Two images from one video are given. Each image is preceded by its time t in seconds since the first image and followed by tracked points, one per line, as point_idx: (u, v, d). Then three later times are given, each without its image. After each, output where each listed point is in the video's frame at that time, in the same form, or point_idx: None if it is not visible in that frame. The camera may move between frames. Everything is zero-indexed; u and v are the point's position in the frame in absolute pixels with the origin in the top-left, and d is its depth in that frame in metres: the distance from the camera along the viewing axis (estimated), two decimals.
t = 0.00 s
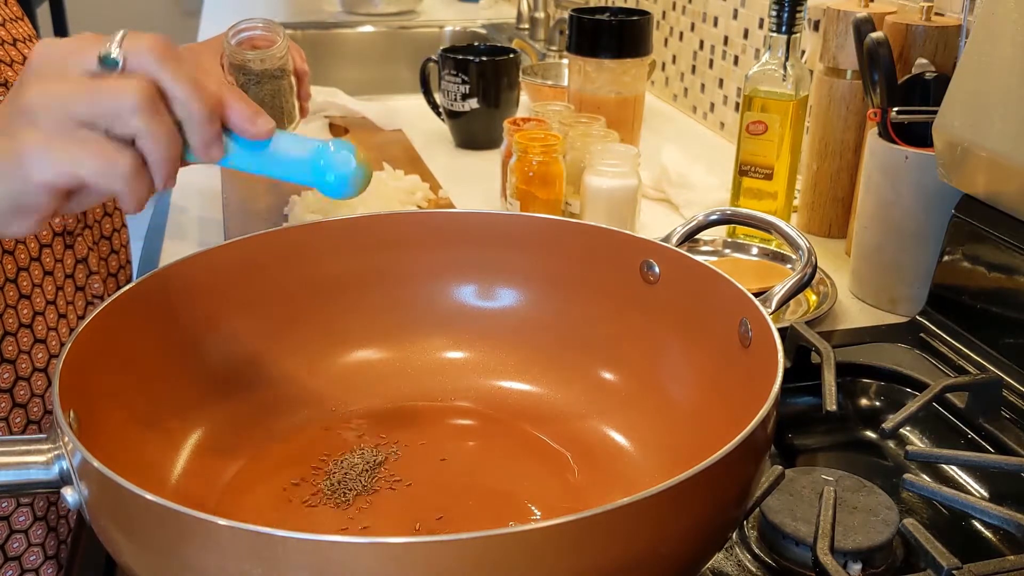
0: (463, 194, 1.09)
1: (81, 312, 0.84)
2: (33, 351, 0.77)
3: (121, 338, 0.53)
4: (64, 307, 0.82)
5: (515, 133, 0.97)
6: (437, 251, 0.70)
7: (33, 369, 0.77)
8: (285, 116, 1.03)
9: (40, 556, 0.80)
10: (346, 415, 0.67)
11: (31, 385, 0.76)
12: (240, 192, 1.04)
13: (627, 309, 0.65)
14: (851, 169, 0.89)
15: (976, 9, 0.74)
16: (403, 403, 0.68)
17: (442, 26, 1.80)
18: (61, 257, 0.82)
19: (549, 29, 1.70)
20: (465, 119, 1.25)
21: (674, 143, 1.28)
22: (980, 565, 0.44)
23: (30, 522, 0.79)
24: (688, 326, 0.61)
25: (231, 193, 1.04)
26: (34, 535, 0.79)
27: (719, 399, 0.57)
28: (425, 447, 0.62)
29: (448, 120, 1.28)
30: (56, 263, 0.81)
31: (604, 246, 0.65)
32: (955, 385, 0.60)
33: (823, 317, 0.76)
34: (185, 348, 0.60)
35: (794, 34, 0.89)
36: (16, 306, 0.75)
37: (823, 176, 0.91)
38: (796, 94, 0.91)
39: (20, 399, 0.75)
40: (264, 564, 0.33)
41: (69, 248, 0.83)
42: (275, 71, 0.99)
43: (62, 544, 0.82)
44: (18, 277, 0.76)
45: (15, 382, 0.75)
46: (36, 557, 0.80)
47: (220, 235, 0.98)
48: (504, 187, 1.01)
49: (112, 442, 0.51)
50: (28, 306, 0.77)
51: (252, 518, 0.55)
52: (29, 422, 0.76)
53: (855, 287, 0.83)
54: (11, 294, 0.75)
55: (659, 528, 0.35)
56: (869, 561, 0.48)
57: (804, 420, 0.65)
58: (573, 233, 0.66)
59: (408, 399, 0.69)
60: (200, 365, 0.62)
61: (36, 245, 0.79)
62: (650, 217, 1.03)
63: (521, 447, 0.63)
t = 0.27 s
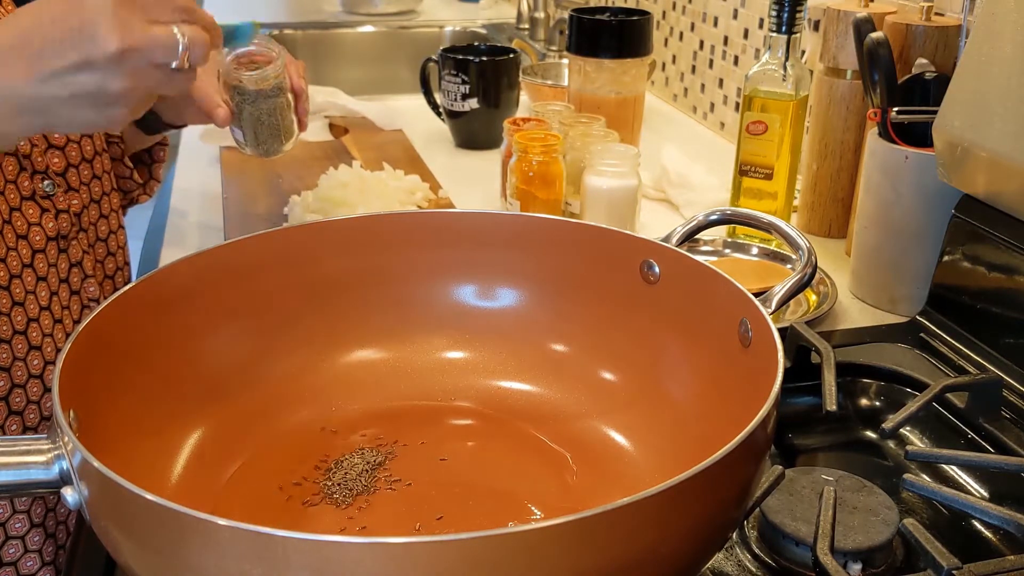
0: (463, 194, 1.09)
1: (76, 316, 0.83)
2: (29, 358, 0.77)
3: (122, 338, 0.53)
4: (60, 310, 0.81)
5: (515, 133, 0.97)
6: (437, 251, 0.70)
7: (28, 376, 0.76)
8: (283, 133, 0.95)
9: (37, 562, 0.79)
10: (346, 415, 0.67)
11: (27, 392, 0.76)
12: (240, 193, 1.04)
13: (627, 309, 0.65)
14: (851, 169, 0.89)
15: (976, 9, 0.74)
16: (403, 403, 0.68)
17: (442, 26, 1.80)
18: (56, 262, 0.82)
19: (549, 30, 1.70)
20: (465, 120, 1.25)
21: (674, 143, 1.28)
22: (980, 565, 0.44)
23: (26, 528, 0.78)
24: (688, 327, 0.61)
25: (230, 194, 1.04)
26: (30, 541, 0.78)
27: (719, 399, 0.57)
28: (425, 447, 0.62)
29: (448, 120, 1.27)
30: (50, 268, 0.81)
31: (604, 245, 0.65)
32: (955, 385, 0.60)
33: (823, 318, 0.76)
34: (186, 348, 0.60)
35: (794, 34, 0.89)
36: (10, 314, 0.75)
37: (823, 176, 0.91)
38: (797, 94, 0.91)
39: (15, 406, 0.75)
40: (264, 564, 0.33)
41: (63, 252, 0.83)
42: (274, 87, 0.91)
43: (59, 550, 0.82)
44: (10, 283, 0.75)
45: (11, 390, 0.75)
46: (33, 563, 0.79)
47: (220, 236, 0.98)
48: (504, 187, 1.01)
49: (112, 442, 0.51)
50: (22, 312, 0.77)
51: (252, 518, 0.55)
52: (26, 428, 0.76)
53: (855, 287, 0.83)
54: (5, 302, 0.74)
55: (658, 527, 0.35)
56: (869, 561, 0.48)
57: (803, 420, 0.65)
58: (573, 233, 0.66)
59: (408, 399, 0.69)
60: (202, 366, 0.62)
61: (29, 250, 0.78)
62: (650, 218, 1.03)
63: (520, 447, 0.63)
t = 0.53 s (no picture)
0: (463, 194, 1.08)
1: (73, 316, 0.83)
2: (27, 357, 0.76)
3: (122, 339, 0.53)
4: (56, 310, 0.81)
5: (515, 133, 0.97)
6: (437, 251, 0.70)
7: (26, 375, 0.76)
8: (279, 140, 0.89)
9: (31, 562, 0.76)
10: (346, 415, 0.67)
11: (25, 391, 0.76)
12: (240, 193, 1.04)
13: (628, 309, 0.65)
14: (851, 169, 0.89)
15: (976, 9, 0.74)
16: (403, 403, 0.68)
17: (442, 26, 1.80)
18: (52, 261, 0.82)
19: (549, 29, 1.69)
20: (465, 119, 1.25)
21: (674, 143, 1.28)
22: (980, 565, 0.44)
23: (21, 529, 0.75)
24: (688, 327, 0.61)
25: (230, 194, 1.04)
26: (25, 542, 0.75)
27: (719, 399, 0.57)
28: (425, 447, 0.62)
29: (448, 120, 1.27)
30: (45, 268, 0.81)
31: (604, 245, 0.65)
32: (954, 385, 0.60)
33: (823, 318, 0.76)
34: (186, 348, 0.60)
35: (794, 34, 0.89)
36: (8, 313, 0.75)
37: (823, 176, 0.91)
38: (797, 94, 0.91)
39: (14, 406, 0.75)
40: (264, 564, 0.33)
41: (58, 251, 0.83)
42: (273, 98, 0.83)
43: (54, 550, 0.78)
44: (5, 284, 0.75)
45: (9, 389, 0.75)
46: (27, 564, 0.76)
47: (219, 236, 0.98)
48: (504, 187, 1.01)
49: (112, 442, 0.52)
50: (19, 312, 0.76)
51: (252, 518, 0.55)
52: (24, 428, 0.76)
53: (855, 287, 0.83)
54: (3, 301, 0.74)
55: (659, 527, 0.35)
56: (869, 561, 0.48)
57: (803, 420, 0.65)
58: (573, 233, 0.66)
59: (408, 399, 0.69)
60: (202, 366, 0.62)
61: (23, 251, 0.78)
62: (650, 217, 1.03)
63: (521, 447, 0.63)
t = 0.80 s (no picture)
0: (463, 194, 1.09)
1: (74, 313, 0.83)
2: (35, 353, 0.76)
3: (122, 338, 0.53)
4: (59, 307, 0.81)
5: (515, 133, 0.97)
6: (437, 251, 0.70)
7: (34, 371, 0.76)
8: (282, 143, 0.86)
9: (45, 557, 0.77)
10: (346, 415, 0.67)
11: (34, 387, 0.76)
12: (240, 192, 1.05)
13: (628, 309, 0.65)
14: (851, 169, 0.89)
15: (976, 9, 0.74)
16: (403, 403, 0.68)
17: (441, 26, 1.80)
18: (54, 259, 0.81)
19: (549, 29, 1.70)
20: (465, 119, 1.25)
21: (674, 143, 1.28)
22: (980, 565, 0.44)
23: (35, 524, 0.76)
24: (688, 327, 0.61)
25: (230, 193, 1.04)
26: (39, 537, 0.76)
27: (719, 399, 0.57)
28: (426, 447, 0.62)
29: (448, 120, 1.27)
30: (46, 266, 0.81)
31: (604, 245, 0.65)
32: (955, 385, 0.60)
33: (823, 318, 0.76)
34: (186, 348, 0.60)
35: (794, 34, 0.89)
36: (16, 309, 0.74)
37: (823, 176, 0.91)
38: (797, 94, 0.91)
39: (23, 401, 0.75)
40: (264, 564, 0.33)
41: (60, 249, 0.82)
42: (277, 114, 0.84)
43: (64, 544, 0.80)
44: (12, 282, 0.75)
45: (18, 385, 0.75)
46: (42, 559, 0.77)
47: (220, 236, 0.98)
48: (504, 187, 1.01)
49: (112, 442, 0.52)
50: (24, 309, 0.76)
51: (252, 518, 0.55)
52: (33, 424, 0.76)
53: (855, 287, 0.83)
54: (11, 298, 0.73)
55: (658, 527, 0.35)
56: (869, 561, 0.48)
57: (803, 420, 0.65)
58: (574, 233, 0.66)
59: (408, 399, 0.69)
60: (202, 366, 0.62)
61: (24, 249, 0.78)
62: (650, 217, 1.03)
63: (521, 447, 0.63)
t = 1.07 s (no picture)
0: (463, 194, 1.09)
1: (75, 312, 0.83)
2: (37, 352, 0.76)
3: (122, 338, 0.53)
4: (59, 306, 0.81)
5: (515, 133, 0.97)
6: (437, 251, 0.70)
7: (36, 370, 0.76)
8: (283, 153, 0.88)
9: (46, 556, 0.77)
10: (346, 415, 0.67)
11: (35, 386, 0.76)
12: (240, 192, 1.05)
13: (629, 310, 0.65)
14: (851, 169, 0.89)
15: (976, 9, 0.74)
16: (404, 403, 0.68)
17: (441, 26, 1.80)
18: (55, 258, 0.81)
19: (549, 29, 1.70)
20: (465, 119, 1.25)
21: (674, 143, 1.28)
22: (980, 565, 0.44)
23: (36, 523, 0.76)
24: (688, 327, 0.61)
25: (231, 193, 1.04)
26: (40, 535, 0.76)
27: (719, 399, 0.57)
28: (426, 447, 0.62)
29: (448, 120, 1.27)
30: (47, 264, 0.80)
31: (605, 245, 0.65)
32: (955, 385, 0.60)
33: (823, 318, 0.76)
34: (186, 348, 0.60)
35: (794, 34, 0.89)
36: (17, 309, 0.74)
37: (823, 176, 0.91)
38: (797, 94, 0.91)
39: (25, 401, 0.75)
40: (264, 564, 0.33)
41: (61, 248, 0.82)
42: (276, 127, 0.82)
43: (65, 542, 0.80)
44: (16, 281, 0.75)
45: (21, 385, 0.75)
46: (42, 557, 0.77)
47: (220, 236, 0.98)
48: (504, 187, 1.01)
49: (112, 442, 0.52)
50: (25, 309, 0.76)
51: (252, 518, 0.55)
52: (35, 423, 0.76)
53: (855, 287, 0.83)
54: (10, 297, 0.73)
55: (659, 527, 0.35)
56: (869, 561, 0.48)
57: (803, 420, 0.65)
58: (574, 234, 0.66)
59: (408, 399, 0.69)
60: (202, 366, 0.62)
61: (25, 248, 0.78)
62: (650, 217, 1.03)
63: (521, 447, 0.63)
